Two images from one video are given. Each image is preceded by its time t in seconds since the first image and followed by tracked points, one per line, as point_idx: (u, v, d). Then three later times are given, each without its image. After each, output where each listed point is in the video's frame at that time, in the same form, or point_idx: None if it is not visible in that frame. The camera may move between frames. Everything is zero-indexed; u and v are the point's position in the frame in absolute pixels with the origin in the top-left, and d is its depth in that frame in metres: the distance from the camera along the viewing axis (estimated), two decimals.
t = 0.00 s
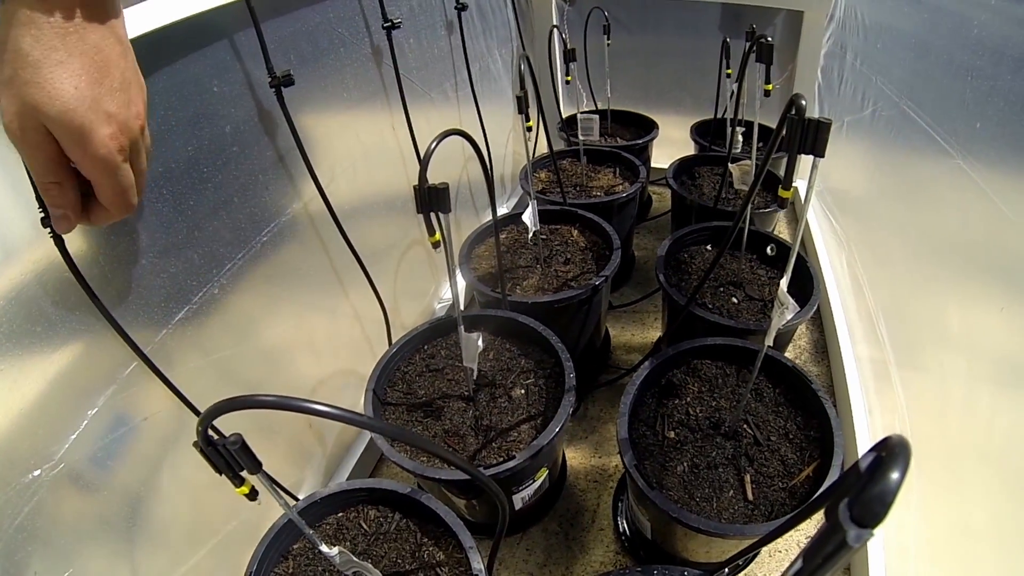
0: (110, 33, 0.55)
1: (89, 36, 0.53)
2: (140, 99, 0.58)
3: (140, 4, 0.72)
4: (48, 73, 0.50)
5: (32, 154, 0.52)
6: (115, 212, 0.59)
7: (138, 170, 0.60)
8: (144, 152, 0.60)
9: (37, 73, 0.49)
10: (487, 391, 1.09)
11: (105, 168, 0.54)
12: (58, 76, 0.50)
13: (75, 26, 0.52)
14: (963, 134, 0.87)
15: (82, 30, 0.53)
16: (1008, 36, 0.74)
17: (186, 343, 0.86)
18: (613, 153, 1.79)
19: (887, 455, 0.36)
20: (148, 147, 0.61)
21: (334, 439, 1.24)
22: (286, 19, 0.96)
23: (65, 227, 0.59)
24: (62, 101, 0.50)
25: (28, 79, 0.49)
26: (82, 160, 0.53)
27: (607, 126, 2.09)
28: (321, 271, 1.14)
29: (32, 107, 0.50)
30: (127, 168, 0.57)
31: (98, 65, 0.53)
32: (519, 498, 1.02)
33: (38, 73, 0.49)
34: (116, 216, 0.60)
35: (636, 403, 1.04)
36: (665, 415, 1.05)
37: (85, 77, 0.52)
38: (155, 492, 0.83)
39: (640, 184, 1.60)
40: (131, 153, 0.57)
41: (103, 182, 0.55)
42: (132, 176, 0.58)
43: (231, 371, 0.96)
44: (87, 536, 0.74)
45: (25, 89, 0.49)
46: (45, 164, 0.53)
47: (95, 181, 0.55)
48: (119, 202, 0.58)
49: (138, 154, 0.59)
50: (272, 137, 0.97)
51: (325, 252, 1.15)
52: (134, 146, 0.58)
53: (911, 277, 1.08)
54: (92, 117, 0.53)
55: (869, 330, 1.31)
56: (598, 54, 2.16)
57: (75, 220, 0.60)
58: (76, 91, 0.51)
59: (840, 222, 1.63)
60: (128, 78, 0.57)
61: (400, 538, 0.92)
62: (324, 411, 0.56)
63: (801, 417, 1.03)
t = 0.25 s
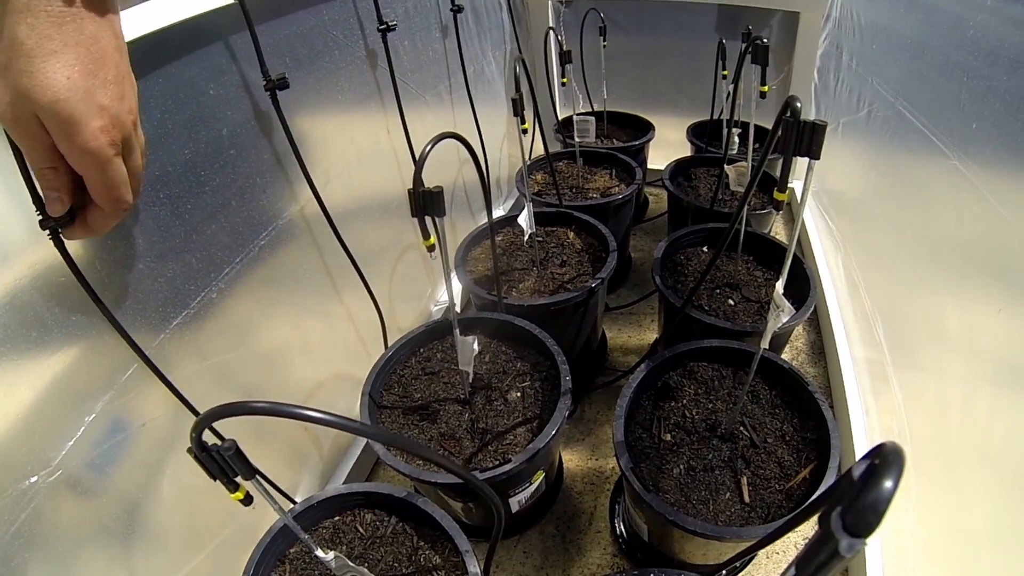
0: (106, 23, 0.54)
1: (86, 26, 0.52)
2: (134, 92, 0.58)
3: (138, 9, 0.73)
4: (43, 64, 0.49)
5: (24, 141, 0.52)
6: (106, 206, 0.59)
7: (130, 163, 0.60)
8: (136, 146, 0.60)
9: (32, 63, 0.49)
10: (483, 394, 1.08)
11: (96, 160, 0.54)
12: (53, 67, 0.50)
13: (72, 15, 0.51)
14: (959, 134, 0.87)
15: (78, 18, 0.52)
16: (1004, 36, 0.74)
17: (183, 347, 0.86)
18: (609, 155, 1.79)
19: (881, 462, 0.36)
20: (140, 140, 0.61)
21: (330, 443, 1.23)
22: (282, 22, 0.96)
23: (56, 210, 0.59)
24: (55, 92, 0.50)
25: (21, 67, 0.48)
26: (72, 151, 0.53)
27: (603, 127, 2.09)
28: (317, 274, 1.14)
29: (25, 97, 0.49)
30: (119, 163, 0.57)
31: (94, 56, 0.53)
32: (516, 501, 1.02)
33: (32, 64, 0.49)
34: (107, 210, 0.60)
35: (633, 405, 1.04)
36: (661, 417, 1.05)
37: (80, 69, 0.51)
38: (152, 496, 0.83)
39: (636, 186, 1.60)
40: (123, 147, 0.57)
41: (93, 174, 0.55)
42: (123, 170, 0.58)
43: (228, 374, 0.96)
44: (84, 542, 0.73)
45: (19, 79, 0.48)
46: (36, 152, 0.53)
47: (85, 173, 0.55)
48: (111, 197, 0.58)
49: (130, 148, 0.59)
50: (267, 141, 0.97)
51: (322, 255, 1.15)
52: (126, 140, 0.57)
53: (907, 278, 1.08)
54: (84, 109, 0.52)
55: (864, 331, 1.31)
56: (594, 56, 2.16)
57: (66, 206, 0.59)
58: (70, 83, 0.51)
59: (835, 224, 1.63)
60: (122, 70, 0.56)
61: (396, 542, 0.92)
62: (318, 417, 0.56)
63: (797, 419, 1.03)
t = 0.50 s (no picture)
0: (105, 22, 0.54)
1: (85, 25, 0.52)
2: (132, 91, 0.58)
3: (141, 5, 0.72)
4: (41, 61, 0.49)
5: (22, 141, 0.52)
6: (106, 207, 0.59)
7: (129, 163, 0.60)
8: (135, 146, 0.60)
9: (30, 61, 0.49)
10: (481, 395, 1.08)
11: (96, 159, 0.54)
12: (51, 64, 0.50)
13: (70, 13, 0.51)
14: (957, 134, 0.87)
15: (78, 17, 0.52)
16: (1001, 37, 0.74)
17: (181, 350, 0.86)
18: (607, 155, 1.78)
19: (880, 466, 0.36)
20: (140, 140, 0.61)
21: (328, 445, 1.23)
22: (279, 23, 0.96)
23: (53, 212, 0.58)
24: (54, 90, 0.50)
25: (20, 65, 0.48)
26: (71, 151, 0.53)
27: (601, 128, 2.09)
28: (315, 275, 1.14)
29: (23, 95, 0.49)
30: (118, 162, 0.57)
31: (93, 54, 0.53)
32: (514, 502, 1.02)
33: (31, 61, 0.49)
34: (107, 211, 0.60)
35: (631, 407, 1.04)
36: (659, 419, 1.05)
37: (78, 67, 0.51)
38: (151, 499, 0.83)
39: (634, 186, 1.60)
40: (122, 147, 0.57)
41: (93, 174, 0.55)
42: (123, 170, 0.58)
43: (227, 376, 0.96)
44: (82, 545, 0.73)
45: (17, 77, 0.48)
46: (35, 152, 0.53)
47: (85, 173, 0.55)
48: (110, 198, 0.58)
49: (128, 148, 0.59)
50: (265, 142, 0.97)
51: (320, 256, 1.14)
52: (125, 139, 0.57)
53: (905, 278, 1.08)
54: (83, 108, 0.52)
55: (863, 331, 1.31)
56: (592, 57, 2.16)
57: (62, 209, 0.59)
58: (69, 81, 0.51)
59: (833, 224, 1.63)
60: (121, 69, 0.56)
61: (395, 544, 0.91)
62: (315, 420, 0.56)
63: (796, 420, 1.03)
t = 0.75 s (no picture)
0: (106, 17, 0.54)
1: (87, 19, 0.52)
2: (134, 86, 0.58)
3: (141, 1, 0.72)
4: (48, 53, 0.49)
5: (27, 138, 0.52)
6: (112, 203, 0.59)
7: (132, 158, 0.60)
8: (138, 140, 0.59)
9: (37, 52, 0.49)
10: (480, 394, 1.08)
11: (102, 154, 0.54)
12: (56, 58, 0.50)
13: (75, 7, 0.51)
14: (957, 134, 0.86)
15: (82, 11, 0.52)
16: (1002, 37, 0.74)
17: (181, 348, 0.86)
18: (607, 155, 1.78)
19: (878, 468, 0.36)
20: (142, 135, 0.60)
21: (327, 443, 1.23)
22: (280, 21, 0.96)
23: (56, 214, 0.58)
24: (59, 84, 0.50)
25: (27, 57, 0.48)
26: (78, 146, 0.52)
27: (601, 127, 2.09)
28: (315, 274, 1.14)
29: (29, 89, 0.49)
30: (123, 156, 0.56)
31: (96, 49, 0.53)
32: (513, 501, 1.02)
33: (38, 53, 0.49)
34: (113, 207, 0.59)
35: (631, 406, 1.04)
36: (659, 418, 1.05)
37: (83, 60, 0.52)
38: (150, 498, 0.83)
39: (634, 185, 1.60)
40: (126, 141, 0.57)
41: (99, 170, 0.55)
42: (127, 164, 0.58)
43: (226, 374, 0.96)
44: (81, 543, 0.73)
45: (25, 68, 0.48)
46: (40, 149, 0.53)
47: (90, 168, 0.55)
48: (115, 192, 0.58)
49: (132, 142, 0.58)
50: (265, 140, 0.96)
51: (320, 254, 1.14)
52: (128, 133, 0.57)
53: (904, 278, 1.08)
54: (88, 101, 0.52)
55: (862, 331, 1.31)
56: (593, 56, 2.15)
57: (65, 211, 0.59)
58: (74, 75, 0.51)
59: (834, 224, 1.63)
60: (123, 63, 0.56)
61: (394, 543, 0.91)
62: (314, 419, 0.56)
63: (795, 420, 1.03)
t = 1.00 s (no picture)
0: (100, 23, 0.54)
1: (82, 28, 0.52)
2: (132, 90, 0.58)
3: (140, 1, 0.72)
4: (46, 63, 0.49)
5: (27, 150, 0.52)
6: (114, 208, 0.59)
7: (132, 161, 0.60)
8: (137, 144, 0.60)
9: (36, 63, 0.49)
10: (480, 394, 1.08)
11: (102, 161, 0.54)
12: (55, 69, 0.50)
13: (66, 17, 0.51)
14: (955, 134, 0.86)
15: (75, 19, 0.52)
16: (1001, 37, 0.74)
17: (181, 349, 0.86)
18: (607, 154, 1.78)
19: (879, 471, 0.36)
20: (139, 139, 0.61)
21: (327, 443, 1.23)
22: (278, 21, 0.95)
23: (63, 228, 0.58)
24: (58, 94, 0.50)
25: (26, 68, 0.48)
26: (78, 154, 0.53)
27: (601, 127, 2.09)
28: (314, 274, 1.13)
29: (29, 100, 0.49)
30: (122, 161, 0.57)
31: (93, 56, 0.53)
32: (513, 501, 1.02)
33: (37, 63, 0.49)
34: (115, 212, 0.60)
35: (630, 406, 1.04)
36: (658, 418, 1.05)
37: (80, 69, 0.52)
38: (150, 499, 0.83)
39: (633, 185, 1.60)
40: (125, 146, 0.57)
41: (99, 176, 0.55)
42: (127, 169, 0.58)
43: (225, 375, 0.95)
44: (81, 544, 0.73)
45: (25, 79, 0.48)
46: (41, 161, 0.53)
47: (91, 176, 0.55)
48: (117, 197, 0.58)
49: (131, 146, 0.59)
50: (264, 140, 0.96)
51: (319, 255, 1.14)
52: (127, 138, 0.58)
53: (903, 278, 1.08)
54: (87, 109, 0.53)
55: (861, 330, 1.31)
56: (592, 55, 2.15)
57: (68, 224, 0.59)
58: (73, 84, 0.51)
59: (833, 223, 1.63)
60: (119, 69, 0.56)
61: (393, 543, 0.91)
62: (313, 420, 0.56)
63: (795, 420, 1.03)
